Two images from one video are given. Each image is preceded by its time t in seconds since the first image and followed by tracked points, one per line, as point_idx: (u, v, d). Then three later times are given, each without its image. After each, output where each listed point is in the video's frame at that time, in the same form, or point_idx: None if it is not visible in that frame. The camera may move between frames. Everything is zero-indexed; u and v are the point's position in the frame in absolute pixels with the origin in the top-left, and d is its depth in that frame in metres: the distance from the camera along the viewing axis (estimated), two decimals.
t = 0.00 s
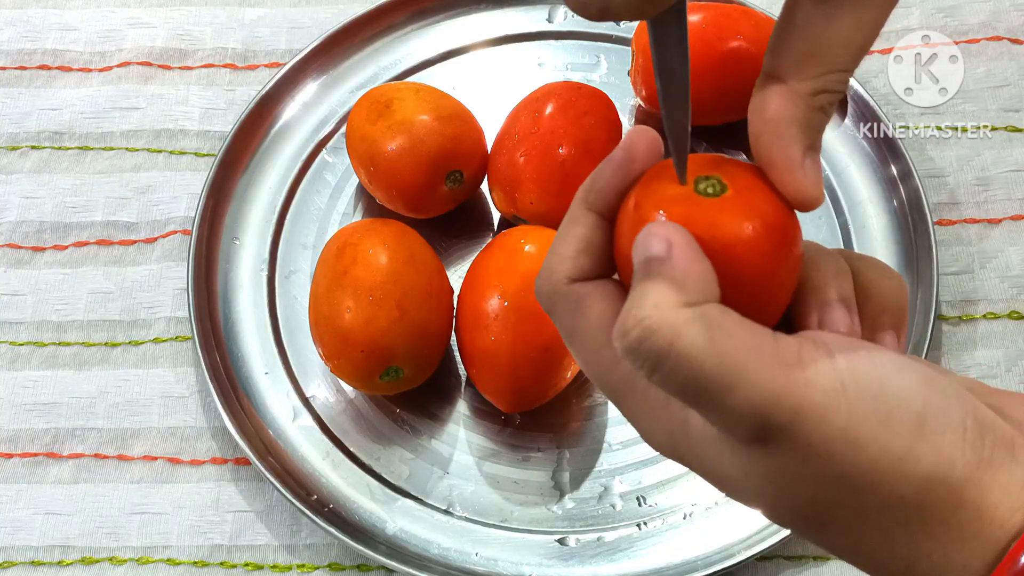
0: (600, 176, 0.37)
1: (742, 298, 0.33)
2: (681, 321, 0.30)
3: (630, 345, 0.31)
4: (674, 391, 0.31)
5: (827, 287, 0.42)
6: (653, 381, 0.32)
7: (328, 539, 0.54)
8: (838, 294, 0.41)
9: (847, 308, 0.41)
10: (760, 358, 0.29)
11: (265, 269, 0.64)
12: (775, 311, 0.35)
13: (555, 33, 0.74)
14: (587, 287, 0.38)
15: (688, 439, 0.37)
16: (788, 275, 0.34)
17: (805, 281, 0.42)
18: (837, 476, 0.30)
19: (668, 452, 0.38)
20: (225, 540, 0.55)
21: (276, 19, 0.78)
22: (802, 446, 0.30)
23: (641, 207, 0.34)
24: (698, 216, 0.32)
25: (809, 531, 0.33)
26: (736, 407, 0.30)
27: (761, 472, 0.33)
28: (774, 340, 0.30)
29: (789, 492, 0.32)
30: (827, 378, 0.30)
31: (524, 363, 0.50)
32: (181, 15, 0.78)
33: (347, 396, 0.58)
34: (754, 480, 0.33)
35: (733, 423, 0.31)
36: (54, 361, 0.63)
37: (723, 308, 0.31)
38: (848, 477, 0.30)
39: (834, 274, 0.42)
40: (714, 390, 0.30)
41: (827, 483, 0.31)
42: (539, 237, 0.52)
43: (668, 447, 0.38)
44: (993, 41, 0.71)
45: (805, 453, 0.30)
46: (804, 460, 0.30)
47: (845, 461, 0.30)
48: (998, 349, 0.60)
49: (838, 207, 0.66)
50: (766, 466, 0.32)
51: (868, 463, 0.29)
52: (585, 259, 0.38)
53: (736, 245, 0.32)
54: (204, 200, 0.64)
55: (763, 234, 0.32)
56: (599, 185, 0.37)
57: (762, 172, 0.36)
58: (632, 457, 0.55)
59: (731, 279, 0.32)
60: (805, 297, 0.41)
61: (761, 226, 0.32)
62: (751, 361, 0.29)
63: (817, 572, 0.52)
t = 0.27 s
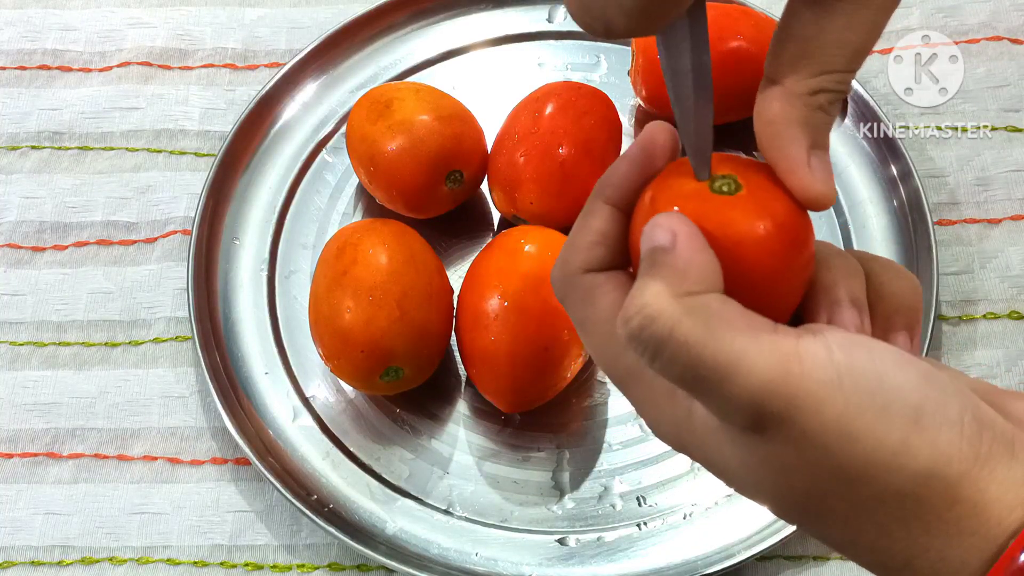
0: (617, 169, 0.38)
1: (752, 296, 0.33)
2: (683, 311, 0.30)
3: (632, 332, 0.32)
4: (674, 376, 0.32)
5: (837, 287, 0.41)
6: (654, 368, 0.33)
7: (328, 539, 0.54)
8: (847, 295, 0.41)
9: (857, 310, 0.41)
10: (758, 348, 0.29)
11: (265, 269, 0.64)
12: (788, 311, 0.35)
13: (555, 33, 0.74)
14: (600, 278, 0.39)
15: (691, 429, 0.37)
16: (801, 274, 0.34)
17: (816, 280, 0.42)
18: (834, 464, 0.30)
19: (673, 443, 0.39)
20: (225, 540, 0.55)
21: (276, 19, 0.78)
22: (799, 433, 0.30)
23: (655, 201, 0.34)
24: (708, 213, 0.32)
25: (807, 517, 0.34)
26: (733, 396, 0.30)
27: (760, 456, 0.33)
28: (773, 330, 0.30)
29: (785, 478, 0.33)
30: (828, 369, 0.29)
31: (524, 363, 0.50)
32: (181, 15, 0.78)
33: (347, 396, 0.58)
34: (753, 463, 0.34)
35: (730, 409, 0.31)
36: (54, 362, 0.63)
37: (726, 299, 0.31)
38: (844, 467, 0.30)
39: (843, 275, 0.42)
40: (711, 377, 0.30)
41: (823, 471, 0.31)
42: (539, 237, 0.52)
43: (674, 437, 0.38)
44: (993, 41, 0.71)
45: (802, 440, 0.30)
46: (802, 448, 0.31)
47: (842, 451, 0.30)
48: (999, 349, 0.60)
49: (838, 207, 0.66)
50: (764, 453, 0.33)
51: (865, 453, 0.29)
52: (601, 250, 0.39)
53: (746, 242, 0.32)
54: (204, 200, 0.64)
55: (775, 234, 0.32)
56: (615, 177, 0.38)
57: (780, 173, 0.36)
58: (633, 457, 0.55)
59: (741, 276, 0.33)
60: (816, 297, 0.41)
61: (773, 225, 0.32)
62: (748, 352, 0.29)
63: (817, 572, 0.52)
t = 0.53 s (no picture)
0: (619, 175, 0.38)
1: (752, 301, 0.33)
2: (680, 313, 0.31)
3: (630, 335, 0.32)
4: (670, 380, 0.32)
5: (840, 284, 0.41)
6: (651, 370, 0.33)
7: (328, 540, 0.54)
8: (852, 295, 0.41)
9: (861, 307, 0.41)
10: (752, 351, 0.29)
11: (265, 269, 0.64)
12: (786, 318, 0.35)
13: (555, 33, 0.74)
14: (599, 285, 0.39)
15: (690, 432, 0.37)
16: (799, 280, 0.33)
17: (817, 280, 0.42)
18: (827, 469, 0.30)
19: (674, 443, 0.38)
20: (225, 540, 0.55)
21: (276, 19, 0.78)
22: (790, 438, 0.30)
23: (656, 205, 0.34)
24: (709, 216, 0.32)
25: (800, 524, 0.34)
26: (727, 400, 0.30)
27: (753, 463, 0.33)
28: (769, 332, 0.30)
29: (779, 484, 0.32)
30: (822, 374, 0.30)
31: (524, 363, 0.50)
32: (181, 15, 0.78)
33: (347, 396, 0.58)
34: (746, 470, 0.34)
35: (724, 413, 0.31)
36: (53, 362, 0.63)
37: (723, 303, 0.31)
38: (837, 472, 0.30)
39: (847, 273, 0.42)
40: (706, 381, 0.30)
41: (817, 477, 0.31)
42: (539, 237, 0.52)
43: (673, 438, 0.38)
44: (993, 41, 0.71)
45: (795, 446, 0.30)
46: (794, 453, 0.31)
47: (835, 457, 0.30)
48: (999, 349, 0.60)
49: (838, 207, 0.66)
50: (756, 458, 0.32)
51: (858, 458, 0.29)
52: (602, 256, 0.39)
53: (746, 247, 0.32)
54: (204, 200, 0.64)
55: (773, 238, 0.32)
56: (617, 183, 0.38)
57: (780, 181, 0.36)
58: (633, 457, 0.55)
59: (739, 281, 0.32)
60: (818, 296, 0.41)
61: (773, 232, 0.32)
62: (743, 356, 0.29)
63: (817, 572, 0.52)
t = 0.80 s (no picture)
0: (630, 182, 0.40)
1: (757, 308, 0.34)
2: (680, 297, 0.31)
3: (631, 321, 0.32)
4: (669, 367, 0.32)
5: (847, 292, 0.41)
6: (651, 358, 0.33)
7: (327, 539, 0.54)
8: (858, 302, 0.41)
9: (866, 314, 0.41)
10: (747, 340, 0.30)
11: (265, 269, 0.64)
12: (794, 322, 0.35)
13: (555, 33, 0.74)
14: (608, 287, 0.39)
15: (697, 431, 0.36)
16: (806, 286, 0.34)
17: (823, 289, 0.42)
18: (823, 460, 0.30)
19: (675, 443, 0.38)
20: (225, 540, 0.55)
21: (276, 19, 0.78)
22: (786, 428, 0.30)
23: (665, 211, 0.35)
24: (716, 225, 0.33)
25: (798, 519, 0.34)
26: (724, 387, 0.30)
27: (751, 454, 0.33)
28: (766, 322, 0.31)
29: (777, 476, 0.32)
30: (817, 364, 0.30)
31: (524, 363, 0.50)
32: (181, 15, 0.78)
33: (347, 396, 0.58)
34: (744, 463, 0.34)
35: (722, 403, 0.31)
36: (53, 362, 0.63)
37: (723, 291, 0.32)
38: (833, 462, 0.30)
39: (853, 281, 0.42)
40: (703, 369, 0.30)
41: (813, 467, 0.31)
42: (539, 237, 0.52)
43: (672, 437, 0.38)
44: (993, 41, 0.71)
45: (791, 435, 0.30)
46: (790, 443, 0.31)
47: (830, 446, 0.30)
48: (999, 348, 0.60)
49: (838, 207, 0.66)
50: (752, 448, 0.33)
51: (854, 448, 0.29)
52: (613, 261, 0.39)
53: (752, 254, 0.33)
54: (204, 200, 0.64)
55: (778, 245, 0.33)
56: (627, 190, 0.39)
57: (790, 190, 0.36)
58: (633, 457, 0.55)
59: (746, 286, 0.33)
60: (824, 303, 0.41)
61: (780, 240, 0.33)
62: (740, 343, 0.29)
63: (817, 572, 0.52)
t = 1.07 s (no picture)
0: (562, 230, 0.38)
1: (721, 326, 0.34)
2: (664, 334, 0.31)
3: (622, 362, 0.32)
4: (664, 404, 0.32)
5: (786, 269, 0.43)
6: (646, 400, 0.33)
7: (327, 539, 0.54)
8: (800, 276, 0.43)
9: (812, 284, 0.42)
10: (738, 367, 0.29)
11: (265, 269, 0.64)
12: (753, 336, 0.36)
13: (555, 33, 0.74)
14: (569, 339, 0.38)
15: (688, 453, 0.36)
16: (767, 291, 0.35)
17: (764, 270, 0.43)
18: (827, 481, 0.30)
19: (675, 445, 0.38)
20: (225, 540, 0.55)
21: (276, 19, 0.78)
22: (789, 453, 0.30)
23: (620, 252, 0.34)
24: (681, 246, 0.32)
25: (811, 543, 0.33)
26: (722, 418, 0.30)
27: (752, 484, 0.33)
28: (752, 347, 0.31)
29: (781, 504, 0.32)
30: (808, 385, 0.30)
31: (524, 363, 0.50)
32: (181, 15, 0.78)
33: (347, 396, 0.58)
34: (745, 492, 0.33)
35: (720, 433, 0.31)
36: (53, 362, 0.63)
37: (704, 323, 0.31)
38: (837, 482, 0.30)
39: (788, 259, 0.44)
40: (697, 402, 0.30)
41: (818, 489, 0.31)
42: (539, 237, 0.52)
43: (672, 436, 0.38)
44: (993, 41, 0.71)
45: (792, 459, 0.30)
46: (794, 466, 0.30)
47: (832, 466, 0.30)
48: (999, 348, 0.60)
49: (838, 207, 0.66)
50: (754, 474, 0.32)
51: (856, 466, 0.29)
52: (564, 311, 0.38)
53: (715, 272, 0.32)
54: (204, 200, 0.64)
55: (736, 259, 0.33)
56: (561, 242, 0.38)
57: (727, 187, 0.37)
58: (633, 457, 0.55)
59: (708, 309, 0.33)
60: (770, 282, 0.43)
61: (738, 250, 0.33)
62: (731, 370, 0.29)
63: (817, 572, 0.52)
